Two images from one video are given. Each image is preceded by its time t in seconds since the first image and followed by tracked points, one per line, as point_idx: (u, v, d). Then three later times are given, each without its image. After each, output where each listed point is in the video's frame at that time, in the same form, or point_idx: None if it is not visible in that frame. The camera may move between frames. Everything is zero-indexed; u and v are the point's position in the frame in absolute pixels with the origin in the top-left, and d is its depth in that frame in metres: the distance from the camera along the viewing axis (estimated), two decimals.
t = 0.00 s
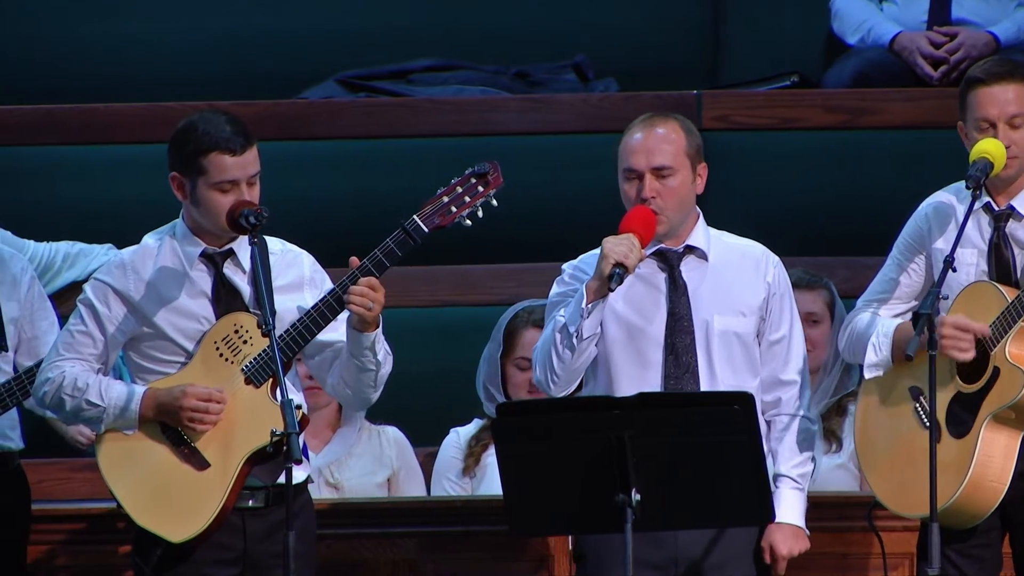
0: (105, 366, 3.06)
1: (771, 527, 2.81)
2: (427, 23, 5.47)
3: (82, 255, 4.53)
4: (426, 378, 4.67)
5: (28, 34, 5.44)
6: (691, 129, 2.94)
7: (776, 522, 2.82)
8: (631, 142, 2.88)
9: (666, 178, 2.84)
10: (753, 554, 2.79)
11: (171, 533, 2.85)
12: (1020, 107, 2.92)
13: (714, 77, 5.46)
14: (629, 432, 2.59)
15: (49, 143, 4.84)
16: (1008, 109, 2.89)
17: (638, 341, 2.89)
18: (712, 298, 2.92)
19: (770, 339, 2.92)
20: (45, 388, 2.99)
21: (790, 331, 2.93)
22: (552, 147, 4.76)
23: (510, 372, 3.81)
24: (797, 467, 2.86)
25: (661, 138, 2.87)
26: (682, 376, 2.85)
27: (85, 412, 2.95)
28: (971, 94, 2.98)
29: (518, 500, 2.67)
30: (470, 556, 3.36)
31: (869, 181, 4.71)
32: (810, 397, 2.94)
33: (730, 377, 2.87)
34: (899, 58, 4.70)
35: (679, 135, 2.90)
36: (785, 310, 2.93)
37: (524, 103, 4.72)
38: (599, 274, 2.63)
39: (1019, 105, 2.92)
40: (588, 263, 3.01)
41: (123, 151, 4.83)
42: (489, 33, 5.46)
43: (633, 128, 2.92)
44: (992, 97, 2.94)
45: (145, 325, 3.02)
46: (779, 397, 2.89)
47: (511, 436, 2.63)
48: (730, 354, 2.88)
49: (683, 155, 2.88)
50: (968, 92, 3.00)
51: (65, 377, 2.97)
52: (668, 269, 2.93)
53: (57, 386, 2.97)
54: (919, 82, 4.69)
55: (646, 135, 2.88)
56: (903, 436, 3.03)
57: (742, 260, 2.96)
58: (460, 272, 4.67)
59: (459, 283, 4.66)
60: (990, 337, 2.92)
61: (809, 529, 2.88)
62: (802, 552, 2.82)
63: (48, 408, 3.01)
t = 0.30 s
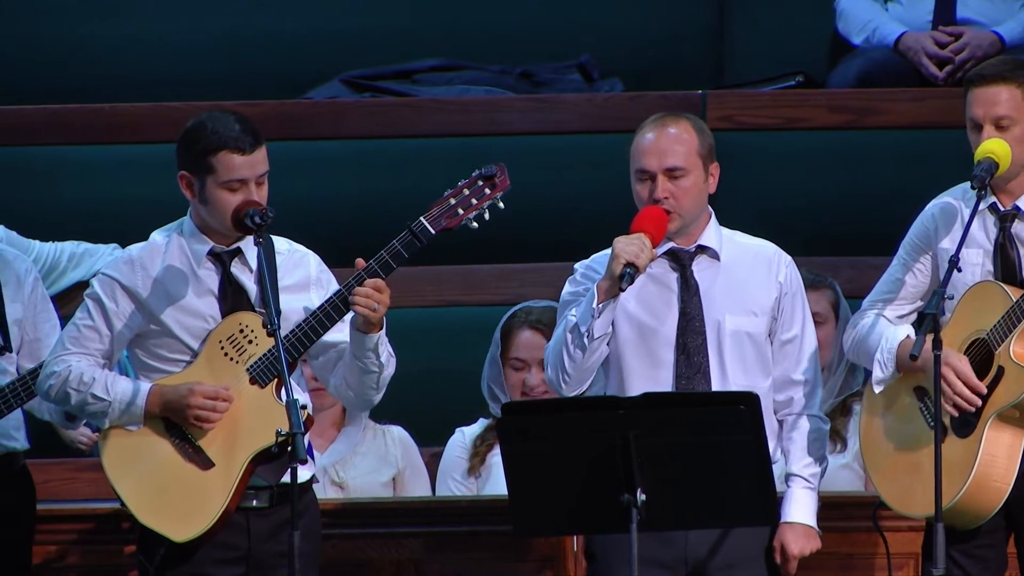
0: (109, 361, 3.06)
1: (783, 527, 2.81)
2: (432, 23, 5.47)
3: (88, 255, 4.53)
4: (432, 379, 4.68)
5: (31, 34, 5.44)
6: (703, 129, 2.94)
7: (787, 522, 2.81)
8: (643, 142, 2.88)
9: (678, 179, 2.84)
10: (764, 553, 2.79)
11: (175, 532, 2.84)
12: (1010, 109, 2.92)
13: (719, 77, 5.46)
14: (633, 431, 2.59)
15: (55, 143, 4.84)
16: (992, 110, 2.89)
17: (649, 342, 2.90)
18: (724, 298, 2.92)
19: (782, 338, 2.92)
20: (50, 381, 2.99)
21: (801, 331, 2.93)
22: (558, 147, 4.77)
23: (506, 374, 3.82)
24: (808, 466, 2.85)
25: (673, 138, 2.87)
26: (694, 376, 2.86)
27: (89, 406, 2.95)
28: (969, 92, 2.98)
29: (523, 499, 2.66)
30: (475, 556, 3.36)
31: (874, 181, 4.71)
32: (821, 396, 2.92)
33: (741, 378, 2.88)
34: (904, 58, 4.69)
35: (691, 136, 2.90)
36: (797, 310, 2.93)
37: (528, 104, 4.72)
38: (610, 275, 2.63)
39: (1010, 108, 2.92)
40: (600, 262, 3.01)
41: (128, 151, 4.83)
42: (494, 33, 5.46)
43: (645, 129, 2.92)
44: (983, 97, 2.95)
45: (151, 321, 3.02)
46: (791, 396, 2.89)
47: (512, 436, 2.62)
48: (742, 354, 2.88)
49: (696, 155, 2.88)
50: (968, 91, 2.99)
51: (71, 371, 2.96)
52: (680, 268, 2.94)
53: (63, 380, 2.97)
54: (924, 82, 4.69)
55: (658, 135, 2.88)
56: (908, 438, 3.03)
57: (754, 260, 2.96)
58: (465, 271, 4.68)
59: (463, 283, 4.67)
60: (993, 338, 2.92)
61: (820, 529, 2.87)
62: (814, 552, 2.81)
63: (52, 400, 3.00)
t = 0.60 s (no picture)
0: (115, 361, 3.05)
1: (795, 526, 2.81)
2: (438, 23, 5.48)
3: (93, 255, 4.53)
4: (438, 378, 4.69)
5: (35, 34, 5.43)
6: (715, 129, 2.93)
7: (798, 520, 2.81)
8: (656, 143, 2.88)
9: (691, 183, 2.84)
10: (775, 553, 2.80)
11: (183, 531, 2.84)
12: (1010, 107, 2.92)
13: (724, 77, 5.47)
14: (639, 430, 2.59)
15: (60, 143, 4.84)
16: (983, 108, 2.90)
17: (662, 341, 2.91)
18: (737, 298, 2.92)
19: (796, 338, 2.92)
20: (56, 381, 2.99)
21: (815, 330, 2.93)
22: (563, 147, 4.77)
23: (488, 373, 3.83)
24: (820, 465, 2.84)
25: (687, 140, 2.87)
26: (707, 375, 2.87)
27: (95, 407, 2.95)
28: (970, 89, 2.98)
29: (530, 499, 2.66)
30: (481, 556, 3.35)
31: (879, 181, 4.72)
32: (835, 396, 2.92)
33: (754, 377, 2.88)
34: (909, 57, 4.69)
35: (703, 137, 2.89)
36: (811, 310, 2.93)
37: (535, 104, 4.72)
38: (623, 276, 2.63)
39: (1007, 106, 2.92)
40: (612, 261, 3.02)
41: (133, 151, 4.83)
42: (499, 33, 5.46)
43: (658, 130, 2.91)
44: (979, 95, 2.96)
45: (158, 321, 3.01)
46: (804, 396, 2.89)
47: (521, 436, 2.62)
48: (755, 354, 2.89)
49: (709, 157, 2.88)
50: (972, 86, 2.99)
51: (77, 371, 2.96)
52: (694, 268, 2.94)
53: (69, 380, 2.97)
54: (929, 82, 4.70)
55: (672, 136, 2.87)
56: (913, 436, 3.02)
57: (767, 259, 2.96)
58: (471, 273, 4.68)
59: (468, 283, 4.68)
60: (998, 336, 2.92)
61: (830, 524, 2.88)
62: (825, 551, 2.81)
63: (58, 401, 3.01)
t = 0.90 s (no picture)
0: (122, 364, 3.04)
1: (802, 525, 2.84)
2: (443, 23, 5.48)
3: (98, 255, 4.53)
4: (443, 378, 4.69)
5: (41, 33, 5.44)
6: (727, 127, 2.94)
7: (806, 519, 2.83)
8: (667, 141, 2.88)
9: (702, 179, 2.85)
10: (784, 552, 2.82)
11: (194, 530, 2.83)
12: (1011, 104, 2.91)
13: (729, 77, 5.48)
14: (645, 430, 2.59)
15: (66, 143, 4.85)
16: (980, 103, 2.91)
17: (671, 340, 2.91)
18: (746, 297, 2.93)
19: (807, 337, 2.92)
20: (64, 385, 2.97)
21: (827, 329, 2.92)
22: (567, 147, 4.77)
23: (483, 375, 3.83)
24: (830, 464, 2.85)
25: (698, 138, 2.87)
26: (716, 374, 2.86)
27: (103, 409, 2.93)
28: (976, 84, 2.97)
29: (538, 498, 2.66)
30: (487, 556, 3.36)
31: (883, 182, 4.73)
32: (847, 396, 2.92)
33: (764, 376, 2.88)
34: (914, 58, 4.71)
35: (714, 134, 2.90)
36: (822, 310, 2.93)
37: (541, 103, 4.73)
38: (630, 274, 2.63)
39: (1009, 102, 2.91)
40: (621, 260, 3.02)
41: (138, 151, 4.83)
42: (505, 34, 5.47)
43: (669, 128, 2.92)
44: (982, 90, 2.95)
45: (164, 323, 3.01)
46: (816, 395, 2.90)
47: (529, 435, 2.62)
48: (765, 354, 2.88)
49: (719, 155, 2.88)
50: (977, 81, 2.98)
51: (84, 374, 2.95)
52: (704, 267, 2.95)
53: (76, 383, 2.95)
54: (933, 82, 4.71)
55: (682, 135, 2.88)
56: (918, 434, 3.02)
57: (779, 258, 2.96)
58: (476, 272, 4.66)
59: (474, 283, 4.66)
60: (1003, 338, 2.90)
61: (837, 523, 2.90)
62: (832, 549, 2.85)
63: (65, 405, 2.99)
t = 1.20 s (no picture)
0: (127, 367, 3.03)
1: (808, 526, 2.83)
2: (449, 23, 5.48)
3: (103, 255, 4.54)
4: (447, 378, 4.69)
5: (52, 33, 5.44)
6: (735, 126, 2.94)
7: (812, 520, 2.83)
8: (674, 139, 2.88)
9: (709, 175, 2.85)
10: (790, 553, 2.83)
11: (199, 532, 2.83)
12: (1016, 104, 2.90)
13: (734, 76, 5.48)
14: (651, 430, 2.59)
15: (71, 144, 4.85)
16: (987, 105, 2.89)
17: (676, 338, 2.91)
18: (752, 298, 2.92)
19: (813, 338, 2.91)
20: (69, 389, 2.97)
21: (834, 330, 2.91)
22: (572, 147, 4.77)
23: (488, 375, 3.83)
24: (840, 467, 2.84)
25: (705, 135, 2.87)
26: (721, 374, 2.87)
27: (109, 413, 2.92)
28: (980, 86, 2.97)
29: (543, 500, 2.66)
30: (491, 557, 3.36)
31: (888, 182, 4.73)
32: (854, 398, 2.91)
33: (770, 376, 2.88)
34: (919, 58, 4.71)
35: (722, 132, 2.90)
36: (828, 310, 2.92)
37: (546, 104, 4.73)
38: (637, 268, 2.64)
39: (1015, 104, 2.90)
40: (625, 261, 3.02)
41: (143, 151, 4.84)
42: (510, 33, 5.47)
43: (676, 126, 2.92)
44: (986, 91, 2.95)
45: (169, 326, 3.01)
46: (823, 396, 2.89)
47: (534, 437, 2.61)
48: (770, 354, 2.88)
49: (727, 153, 2.88)
50: (982, 82, 2.97)
51: (89, 377, 2.94)
52: (710, 267, 2.95)
53: (82, 387, 2.95)
54: (939, 82, 4.71)
55: (689, 132, 2.88)
56: (924, 435, 3.02)
57: (785, 259, 2.96)
58: (482, 274, 4.69)
59: (479, 284, 4.69)
60: (1008, 338, 2.90)
61: (843, 526, 2.89)
62: (838, 550, 2.85)
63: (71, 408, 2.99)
